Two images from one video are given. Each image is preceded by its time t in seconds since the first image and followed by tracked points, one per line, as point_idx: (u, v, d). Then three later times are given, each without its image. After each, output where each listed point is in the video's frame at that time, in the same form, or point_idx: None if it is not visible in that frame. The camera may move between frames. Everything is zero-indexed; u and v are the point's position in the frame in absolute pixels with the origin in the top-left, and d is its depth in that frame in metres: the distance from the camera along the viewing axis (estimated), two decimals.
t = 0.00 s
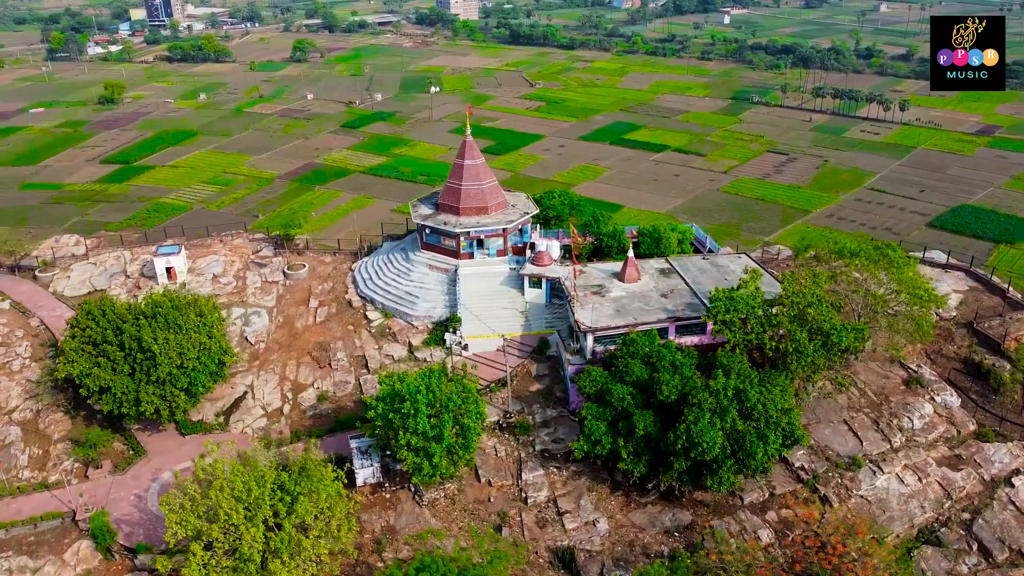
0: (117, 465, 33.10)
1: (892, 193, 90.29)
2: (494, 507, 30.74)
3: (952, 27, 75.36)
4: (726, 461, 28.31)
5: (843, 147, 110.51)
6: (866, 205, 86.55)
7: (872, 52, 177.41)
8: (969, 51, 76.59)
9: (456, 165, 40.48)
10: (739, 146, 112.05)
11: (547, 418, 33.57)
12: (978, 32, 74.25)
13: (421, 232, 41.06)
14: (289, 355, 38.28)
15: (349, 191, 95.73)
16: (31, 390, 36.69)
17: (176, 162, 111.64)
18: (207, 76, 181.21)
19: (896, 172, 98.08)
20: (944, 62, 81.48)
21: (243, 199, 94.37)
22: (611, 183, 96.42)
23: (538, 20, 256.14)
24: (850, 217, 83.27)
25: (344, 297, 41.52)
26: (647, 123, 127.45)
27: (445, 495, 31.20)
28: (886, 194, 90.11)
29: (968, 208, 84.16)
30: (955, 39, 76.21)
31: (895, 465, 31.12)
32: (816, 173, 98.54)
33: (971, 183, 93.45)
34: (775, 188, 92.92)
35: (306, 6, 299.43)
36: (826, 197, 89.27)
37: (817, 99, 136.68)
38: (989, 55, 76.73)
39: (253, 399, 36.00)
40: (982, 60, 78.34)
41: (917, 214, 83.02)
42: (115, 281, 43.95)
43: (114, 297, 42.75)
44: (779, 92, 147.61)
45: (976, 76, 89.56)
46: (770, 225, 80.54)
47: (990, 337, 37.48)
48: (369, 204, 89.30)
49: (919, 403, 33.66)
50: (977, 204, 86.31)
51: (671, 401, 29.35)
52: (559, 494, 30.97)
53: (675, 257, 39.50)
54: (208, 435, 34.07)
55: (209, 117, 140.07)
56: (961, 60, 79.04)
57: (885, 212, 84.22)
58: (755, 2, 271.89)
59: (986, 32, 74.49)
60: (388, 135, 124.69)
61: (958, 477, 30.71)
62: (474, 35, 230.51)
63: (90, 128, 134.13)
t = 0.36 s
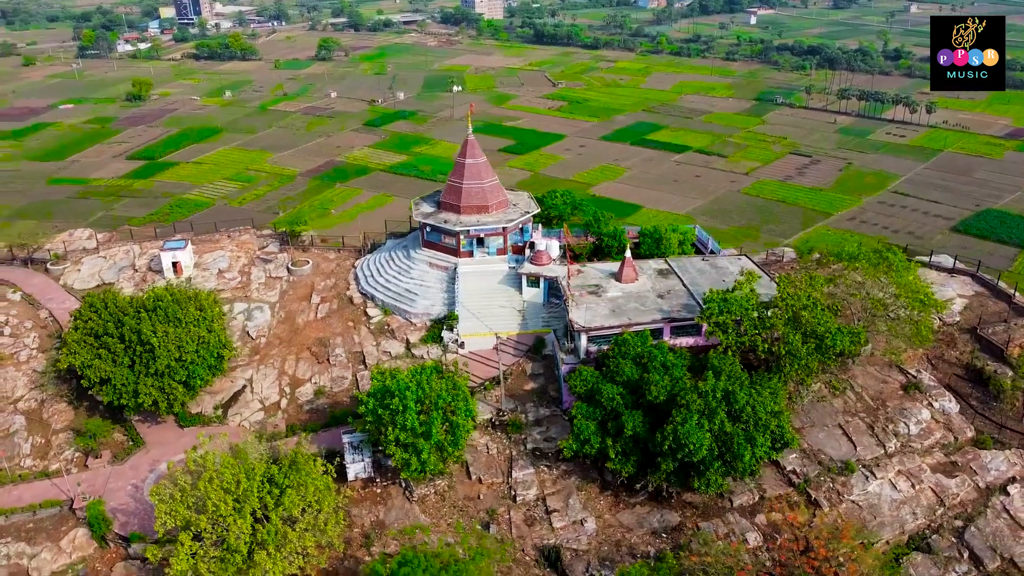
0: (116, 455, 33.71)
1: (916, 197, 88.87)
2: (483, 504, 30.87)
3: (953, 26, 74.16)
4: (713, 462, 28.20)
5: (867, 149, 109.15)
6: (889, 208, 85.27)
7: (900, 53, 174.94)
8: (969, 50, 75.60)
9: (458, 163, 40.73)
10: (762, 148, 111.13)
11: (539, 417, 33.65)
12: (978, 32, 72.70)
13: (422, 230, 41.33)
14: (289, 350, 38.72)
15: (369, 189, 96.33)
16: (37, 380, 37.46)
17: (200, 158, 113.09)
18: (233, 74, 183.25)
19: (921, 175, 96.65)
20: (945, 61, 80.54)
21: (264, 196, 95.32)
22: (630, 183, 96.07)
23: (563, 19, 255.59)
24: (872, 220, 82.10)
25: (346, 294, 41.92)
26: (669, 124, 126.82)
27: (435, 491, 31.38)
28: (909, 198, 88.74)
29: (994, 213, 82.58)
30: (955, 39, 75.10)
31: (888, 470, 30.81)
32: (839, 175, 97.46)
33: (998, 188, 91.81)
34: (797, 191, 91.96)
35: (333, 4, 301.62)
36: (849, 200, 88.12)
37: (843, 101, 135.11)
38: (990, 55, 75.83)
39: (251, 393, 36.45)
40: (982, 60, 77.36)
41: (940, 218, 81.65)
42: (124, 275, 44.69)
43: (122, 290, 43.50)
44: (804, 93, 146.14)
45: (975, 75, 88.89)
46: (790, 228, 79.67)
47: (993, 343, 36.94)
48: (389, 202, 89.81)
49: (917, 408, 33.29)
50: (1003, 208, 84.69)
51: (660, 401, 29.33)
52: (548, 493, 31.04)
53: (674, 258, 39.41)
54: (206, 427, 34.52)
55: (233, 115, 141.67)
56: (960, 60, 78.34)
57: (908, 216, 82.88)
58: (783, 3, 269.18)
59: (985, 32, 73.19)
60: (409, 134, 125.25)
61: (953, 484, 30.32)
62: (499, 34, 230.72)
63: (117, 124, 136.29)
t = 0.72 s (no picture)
0: (116, 446, 34.29)
1: (938, 200, 87.60)
2: (473, 502, 31.02)
3: (953, 26, 75.92)
4: (701, 464, 28.11)
5: (890, 152, 107.88)
6: (909, 212, 84.15)
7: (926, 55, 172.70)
8: (969, 50, 77.41)
9: (459, 162, 40.94)
10: (782, 150, 110.24)
11: (532, 415, 33.77)
12: (979, 32, 74.68)
13: (423, 228, 41.58)
14: (289, 345, 39.13)
15: (386, 187, 96.82)
16: (43, 371, 38.16)
17: (220, 155, 114.29)
18: (256, 72, 184.90)
19: (944, 179, 95.32)
20: (945, 62, 81.76)
21: (283, 193, 96.16)
22: (648, 184, 95.69)
23: (586, 19, 255.19)
24: (892, 223, 81.07)
25: (348, 291, 42.25)
26: (689, 125, 126.21)
27: (427, 487, 31.56)
28: (931, 201, 87.50)
29: (1017, 217, 81.18)
30: (956, 39, 76.88)
31: (882, 475, 30.55)
32: (860, 178, 96.41)
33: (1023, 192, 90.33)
34: (816, 193, 91.06)
35: (356, 4, 303.50)
36: (869, 203, 87.06)
37: (866, 103, 133.67)
38: (990, 55, 77.60)
39: (250, 387, 36.87)
40: (982, 61, 79.07)
41: (963, 222, 80.38)
42: (132, 270, 45.33)
43: (129, 284, 44.12)
44: (827, 94, 144.74)
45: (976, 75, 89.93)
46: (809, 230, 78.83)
47: (995, 349, 36.46)
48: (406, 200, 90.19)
49: (914, 413, 32.99)
50: None
51: (650, 401, 29.32)
52: (538, 491, 31.11)
53: (674, 259, 39.36)
54: (204, 420, 34.91)
55: (255, 113, 143.03)
56: (961, 60, 79.86)
57: (928, 219, 81.69)
58: (809, 4, 266.62)
59: (986, 32, 75.06)
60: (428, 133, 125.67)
61: (947, 490, 30.00)
62: (520, 34, 230.73)
63: (141, 121, 138.12)
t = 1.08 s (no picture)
0: (116, 436, 34.90)
1: (963, 205, 86.16)
2: (463, 498, 31.18)
3: (952, 26, 74.02)
4: (689, 466, 28.00)
5: (915, 155, 106.35)
6: (932, 216, 82.88)
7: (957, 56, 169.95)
8: (969, 51, 75.39)
9: (461, 161, 41.15)
10: (805, 152, 109.13)
11: (526, 414, 33.87)
12: (978, 32, 72.75)
13: (425, 227, 41.84)
14: (290, 340, 39.57)
15: (406, 186, 97.25)
16: (49, 362, 38.91)
17: (244, 152, 115.62)
18: (281, 70, 186.64)
19: (969, 183, 93.78)
20: (944, 62, 80.19)
21: (304, 190, 97.00)
22: (667, 185, 95.19)
23: (611, 19, 254.45)
24: (914, 227, 79.87)
25: (350, 288, 42.63)
26: (711, 126, 125.40)
27: (418, 483, 31.78)
28: (956, 205, 86.09)
29: None
30: (956, 40, 74.88)
31: (874, 480, 30.25)
32: (884, 181, 95.15)
33: None
34: (838, 196, 89.98)
35: (383, 3, 305.16)
36: (893, 206, 85.80)
37: (893, 105, 131.90)
38: (990, 55, 75.84)
39: (250, 381, 37.35)
40: (982, 60, 77.26)
41: (988, 227, 79.00)
42: (141, 264, 46.05)
43: (138, 278, 44.85)
44: (853, 96, 143.02)
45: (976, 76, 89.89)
46: (829, 232, 77.91)
47: (999, 356, 35.93)
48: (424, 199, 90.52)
49: (910, 418, 32.62)
50: None
51: (639, 402, 29.35)
52: (528, 489, 31.20)
53: (674, 260, 39.27)
54: (203, 413, 35.44)
55: (278, 110, 144.39)
56: (960, 61, 78.08)
57: (952, 224, 80.38)
58: (838, 4, 263.46)
59: (986, 33, 73.05)
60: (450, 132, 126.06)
61: (941, 497, 29.65)
62: (545, 33, 230.57)
63: (168, 118, 140.13)
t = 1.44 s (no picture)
0: (117, 427, 35.57)
1: (988, 209, 84.67)
2: (453, 494, 31.38)
3: (954, 26, 78.08)
4: (675, 467, 27.95)
5: (941, 158, 104.78)
6: (957, 220, 81.48)
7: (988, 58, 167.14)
8: (969, 51, 78.98)
9: (463, 159, 41.34)
10: (828, 154, 107.95)
11: (518, 412, 33.98)
12: (979, 32, 76.74)
13: (427, 224, 42.14)
14: (290, 336, 40.00)
15: (425, 184, 97.70)
16: (56, 353, 39.76)
17: (267, 150, 116.89)
18: (306, 69, 188.23)
19: (995, 187, 92.19)
20: (945, 62, 83.31)
21: (324, 187, 97.84)
22: (687, 187, 94.75)
23: (636, 19, 253.63)
24: (938, 231, 78.55)
25: (352, 285, 43.03)
26: (733, 127, 124.52)
27: (409, 479, 32.02)
28: (981, 210, 84.62)
29: None
30: (956, 39, 78.73)
31: (866, 485, 29.97)
32: (908, 184, 93.80)
33: None
34: (860, 198, 88.72)
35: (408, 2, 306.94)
36: (916, 210, 84.41)
37: (919, 108, 130.05)
38: (991, 55, 79.27)
39: (249, 374, 37.88)
40: (984, 60, 80.81)
41: (1014, 232, 77.51)
42: (149, 258, 46.85)
43: (147, 272, 45.64)
44: (879, 98, 141.24)
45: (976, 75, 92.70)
46: (850, 235, 76.89)
47: (1000, 362, 35.42)
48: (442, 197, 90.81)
49: (906, 424, 32.29)
50: None
51: (627, 402, 29.37)
52: (517, 487, 31.33)
53: (673, 261, 39.16)
54: (202, 405, 36.00)
55: (301, 108, 145.73)
56: (962, 60, 81.16)
57: (977, 228, 78.97)
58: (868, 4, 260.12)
59: (987, 32, 77.03)
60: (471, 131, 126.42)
61: (933, 503, 29.34)
62: (569, 33, 230.16)
63: (193, 115, 142.04)
